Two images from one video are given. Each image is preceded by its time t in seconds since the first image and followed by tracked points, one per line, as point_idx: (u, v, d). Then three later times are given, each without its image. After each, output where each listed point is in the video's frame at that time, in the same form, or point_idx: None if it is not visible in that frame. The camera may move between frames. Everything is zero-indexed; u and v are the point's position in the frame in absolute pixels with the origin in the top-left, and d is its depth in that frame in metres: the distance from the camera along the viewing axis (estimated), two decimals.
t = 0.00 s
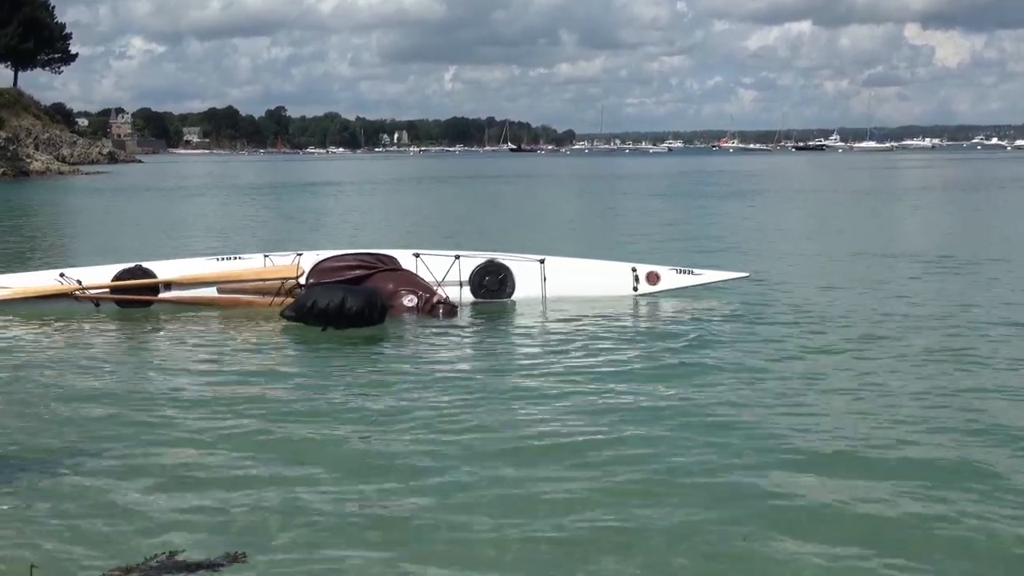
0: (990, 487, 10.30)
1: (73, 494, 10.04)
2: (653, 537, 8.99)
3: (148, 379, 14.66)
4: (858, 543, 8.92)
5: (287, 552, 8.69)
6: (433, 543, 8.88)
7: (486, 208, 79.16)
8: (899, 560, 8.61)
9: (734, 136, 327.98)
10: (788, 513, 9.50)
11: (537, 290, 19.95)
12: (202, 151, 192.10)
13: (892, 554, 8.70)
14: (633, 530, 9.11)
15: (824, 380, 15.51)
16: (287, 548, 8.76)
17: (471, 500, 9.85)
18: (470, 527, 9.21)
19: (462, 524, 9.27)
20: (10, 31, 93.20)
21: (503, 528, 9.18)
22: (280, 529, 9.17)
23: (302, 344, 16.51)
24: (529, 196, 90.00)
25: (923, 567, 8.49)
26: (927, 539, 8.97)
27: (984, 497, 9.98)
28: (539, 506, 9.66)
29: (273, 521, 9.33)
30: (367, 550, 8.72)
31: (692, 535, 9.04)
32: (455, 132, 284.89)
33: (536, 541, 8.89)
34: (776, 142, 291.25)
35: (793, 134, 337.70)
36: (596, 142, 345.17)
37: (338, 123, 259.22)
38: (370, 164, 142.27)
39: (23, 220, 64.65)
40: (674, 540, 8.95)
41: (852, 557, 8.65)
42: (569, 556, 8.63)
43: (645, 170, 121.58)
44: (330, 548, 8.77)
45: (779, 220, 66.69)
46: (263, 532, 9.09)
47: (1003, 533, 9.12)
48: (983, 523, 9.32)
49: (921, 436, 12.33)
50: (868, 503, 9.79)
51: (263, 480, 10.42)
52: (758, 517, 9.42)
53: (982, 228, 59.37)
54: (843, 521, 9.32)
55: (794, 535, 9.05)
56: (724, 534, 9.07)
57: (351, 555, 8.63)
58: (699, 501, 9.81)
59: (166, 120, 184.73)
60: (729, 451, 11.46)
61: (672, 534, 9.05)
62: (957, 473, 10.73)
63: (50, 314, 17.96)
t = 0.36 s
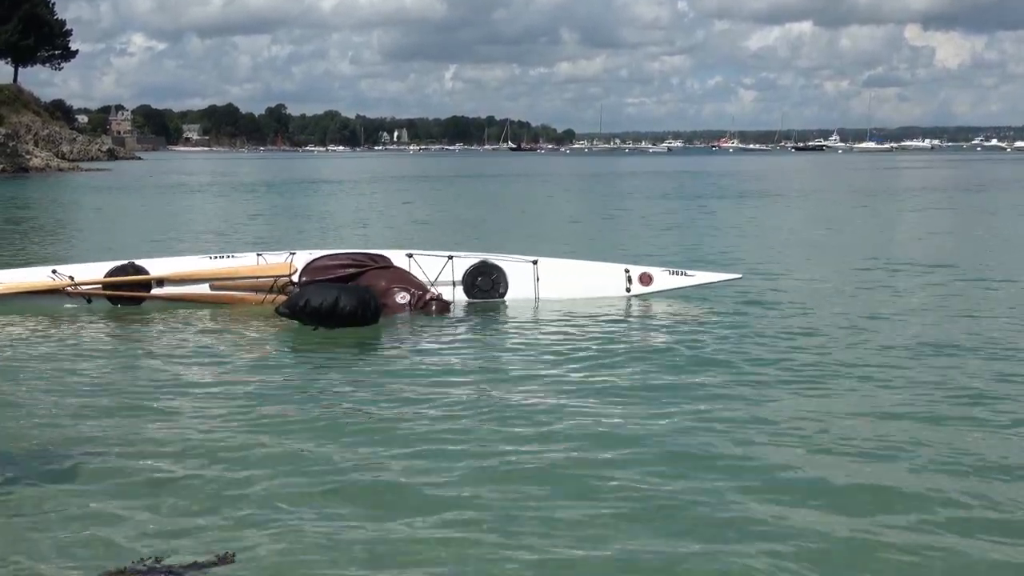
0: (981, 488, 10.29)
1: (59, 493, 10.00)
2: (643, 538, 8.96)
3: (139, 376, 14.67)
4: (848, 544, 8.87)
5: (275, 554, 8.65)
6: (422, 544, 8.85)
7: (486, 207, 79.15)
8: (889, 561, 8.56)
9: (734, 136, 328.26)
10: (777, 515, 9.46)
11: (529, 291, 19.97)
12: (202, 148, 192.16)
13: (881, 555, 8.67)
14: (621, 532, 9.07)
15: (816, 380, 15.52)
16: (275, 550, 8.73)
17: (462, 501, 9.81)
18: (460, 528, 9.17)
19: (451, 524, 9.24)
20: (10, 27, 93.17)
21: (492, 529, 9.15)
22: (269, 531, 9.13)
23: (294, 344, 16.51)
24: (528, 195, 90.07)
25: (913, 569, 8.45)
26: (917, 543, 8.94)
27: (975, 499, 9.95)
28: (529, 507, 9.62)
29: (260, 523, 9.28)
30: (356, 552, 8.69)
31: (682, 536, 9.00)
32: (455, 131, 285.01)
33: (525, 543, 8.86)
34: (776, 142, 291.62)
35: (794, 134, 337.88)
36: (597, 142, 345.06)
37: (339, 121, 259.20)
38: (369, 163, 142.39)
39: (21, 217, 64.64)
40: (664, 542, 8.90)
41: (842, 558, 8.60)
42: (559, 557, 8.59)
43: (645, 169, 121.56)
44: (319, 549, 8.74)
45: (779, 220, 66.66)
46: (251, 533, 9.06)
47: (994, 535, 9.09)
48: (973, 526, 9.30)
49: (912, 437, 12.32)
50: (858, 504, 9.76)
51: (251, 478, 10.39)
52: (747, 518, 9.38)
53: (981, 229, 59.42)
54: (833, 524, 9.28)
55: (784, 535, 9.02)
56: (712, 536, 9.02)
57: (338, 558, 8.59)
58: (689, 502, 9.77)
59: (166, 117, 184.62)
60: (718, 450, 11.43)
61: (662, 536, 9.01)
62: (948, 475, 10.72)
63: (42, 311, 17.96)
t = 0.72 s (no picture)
0: (973, 491, 10.30)
1: (47, 491, 9.99)
2: (631, 537, 8.95)
3: (129, 375, 14.65)
4: (839, 545, 8.88)
5: (264, 551, 8.65)
6: (412, 541, 8.84)
7: (485, 207, 79.13)
8: (879, 562, 8.56)
9: (734, 137, 328.50)
10: (768, 515, 9.45)
11: (523, 295, 19.98)
12: (203, 148, 192.28)
13: (872, 556, 8.65)
14: (614, 532, 9.05)
15: (810, 383, 15.48)
16: (262, 548, 8.71)
17: (453, 498, 9.80)
18: (450, 525, 9.17)
19: (443, 522, 9.23)
20: (10, 27, 93.13)
21: (483, 527, 9.15)
22: (256, 527, 9.10)
23: (287, 343, 16.52)
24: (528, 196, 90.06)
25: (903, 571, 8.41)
26: (906, 544, 8.90)
27: (966, 500, 9.96)
28: (518, 507, 9.59)
29: (251, 519, 9.27)
30: (344, 550, 8.69)
31: (673, 536, 8.98)
32: (455, 131, 285.17)
33: (517, 544, 8.84)
34: (777, 142, 292.17)
35: (793, 136, 337.87)
36: (597, 142, 344.99)
37: (340, 121, 259.21)
38: (369, 163, 142.53)
39: (21, 216, 64.65)
40: (653, 541, 8.88)
41: (833, 561, 8.58)
42: (551, 558, 8.57)
43: (644, 170, 121.53)
44: (309, 546, 8.74)
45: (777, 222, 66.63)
46: (241, 529, 9.04)
47: (986, 537, 9.09)
48: (962, 527, 9.29)
49: (905, 439, 12.31)
50: (851, 505, 9.76)
51: (237, 478, 10.33)
52: (738, 518, 9.38)
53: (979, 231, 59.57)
54: (823, 524, 9.27)
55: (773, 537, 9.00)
56: (705, 535, 9.00)
57: (326, 555, 8.59)
58: (682, 502, 9.75)
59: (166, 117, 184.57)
60: (709, 452, 11.40)
61: (651, 537, 8.97)
62: (938, 477, 10.70)
63: (35, 310, 17.98)
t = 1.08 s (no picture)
0: (966, 490, 10.31)
1: (42, 490, 10.02)
2: (624, 536, 8.99)
3: (124, 378, 14.65)
4: (832, 547, 8.87)
5: (256, 552, 8.65)
6: (405, 543, 8.85)
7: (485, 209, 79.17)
8: (872, 564, 8.55)
9: (735, 138, 328.65)
10: (761, 518, 9.44)
11: (520, 298, 19.97)
12: (204, 150, 192.42)
13: (864, 559, 8.65)
14: (606, 534, 9.05)
15: (804, 385, 15.49)
16: (253, 548, 8.72)
17: (446, 500, 9.80)
18: (443, 527, 9.17)
19: (435, 523, 9.24)
20: (11, 28, 93.10)
21: (476, 528, 9.16)
22: (250, 529, 9.11)
23: (284, 346, 16.52)
24: (528, 198, 90.11)
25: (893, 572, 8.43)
26: (899, 545, 8.91)
27: (960, 501, 9.96)
28: (516, 507, 9.62)
29: (244, 520, 9.27)
30: (337, 551, 8.70)
31: (664, 538, 8.99)
32: (456, 133, 285.26)
33: (510, 543, 8.85)
34: (777, 145, 292.42)
35: (794, 137, 338.18)
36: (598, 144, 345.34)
37: (341, 124, 259.43)
38: (370, 165, 142.59)
39: (22, 218, 64.70)
40: (646, 544, 8.88)
41: (827, 564, 8.56)
42: (543, 558, 8.57)
43: (644, 172, 121.51)
44: (302, 546, 8.75)
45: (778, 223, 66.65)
46: (233, 530, 9.04)
47: (980, 539, 9.09)
48: (954, 527, 9.31)
49: (899, 440, 12.30)
50: (844, 506, 9.75)
51: (231, 479, 10.36)
52: (732, 521, 9.37)
53: (979, 232, 59.61)
54: (815, 524, 9.27)
55: (768, 537, 9.01)
56: (697, 538, 9.00)
57: (318, 555, 8.59)
58: (674, 504, 9.76)
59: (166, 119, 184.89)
60: (702, 454, 11.40)
61: (643, 538, 8.98)
62: (932, 478, 10.69)
63: (31, 316, 17.98)
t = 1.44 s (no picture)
0: (963, 495, 10.37)
1: (45, 490, 10.07)
2: (624, 539, 9.05)
3: (124, 380, 14.66)
4: (833, 554, 8.84)
5: (256, 558, 8.63)
6: (405, 550, 8.84)
7: (485, 211, 79.12)
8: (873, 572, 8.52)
9: (736, 140, 328.92)
10: (762, 525, 9.41)
11: (519, 303, 19.97)
12: (205, 152, 192.54)
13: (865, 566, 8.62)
14: (607, 538, 9.06)
15: (804, 388, 15.53)
16: (254, 553, 8.70)
17: (446, 507, 9.79)
18: (444, 535, 9.16)
19: (437, 531, 9.23)
20: (12, 30, 93.10)
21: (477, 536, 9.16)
22: (250, 534, 9.08)
23: (282, 351, 16.50)
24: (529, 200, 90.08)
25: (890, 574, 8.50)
26: (897, 548, 8.99)
27: (961, 507, 9.94)
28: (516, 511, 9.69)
29: (244, 526, 9.25)
30: (340, 551, 8.78)
31: (663, 542, 9.03)
32: (457, 135, 285.43)
33: (512, 551, 8.84)
34: (777, 147, 292.28)
35: (795, 139, 338.48)
36: (598, 146, 345.15)
37: (342, 125, 259.34)
38: (371, 168, 142.72)
39: (23, 220, 64.71)
40: (646, 551, 8.86)
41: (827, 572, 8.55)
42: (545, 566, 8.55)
43: (645, 175, 121.48)
44: (303, 549, 8.79)
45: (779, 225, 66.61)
46: (234, 534, 9.09)
47: (981, 546, 9.06)
48: (951, 530, 9.38)
49: (900, 445, 12.27)
50: (846, 514, 9.72)
51: (233, 481, 10.44)
52: (733, 527, 9.35)
53: (980, 235, 59.64)
54: (814, 528, 9.34)
55: (765, 540, 9.09)
56: (698, 546, 8.99)
57: (319, 561, 8.59)
58: (675, 510, 9.73)
59: (167, 121, 184.83)
60: (701, 460, 11.37)
61: (643, 541, 9.04)
62: (931, 483, 10.71)
63: (29, 321, 17.95)
